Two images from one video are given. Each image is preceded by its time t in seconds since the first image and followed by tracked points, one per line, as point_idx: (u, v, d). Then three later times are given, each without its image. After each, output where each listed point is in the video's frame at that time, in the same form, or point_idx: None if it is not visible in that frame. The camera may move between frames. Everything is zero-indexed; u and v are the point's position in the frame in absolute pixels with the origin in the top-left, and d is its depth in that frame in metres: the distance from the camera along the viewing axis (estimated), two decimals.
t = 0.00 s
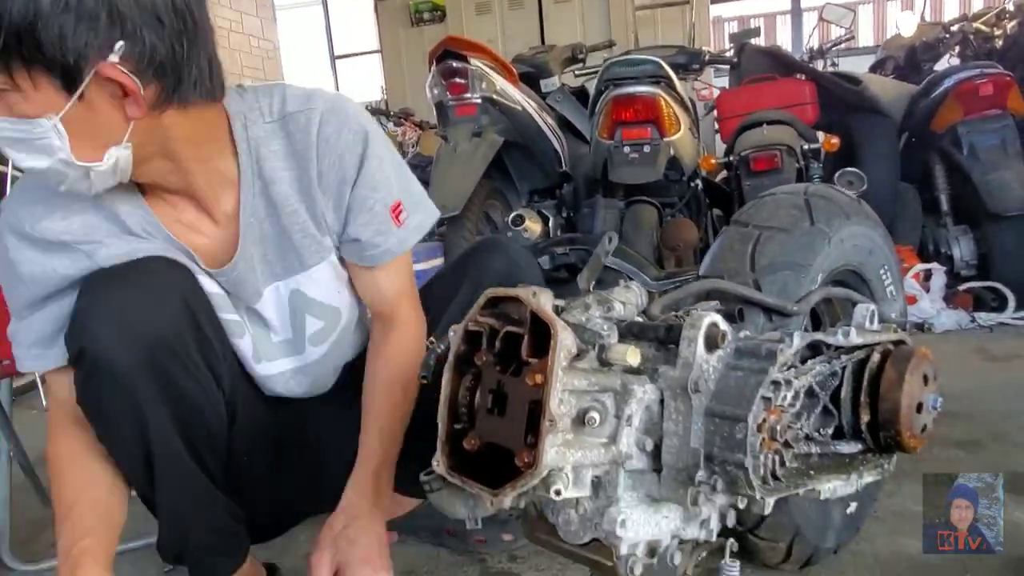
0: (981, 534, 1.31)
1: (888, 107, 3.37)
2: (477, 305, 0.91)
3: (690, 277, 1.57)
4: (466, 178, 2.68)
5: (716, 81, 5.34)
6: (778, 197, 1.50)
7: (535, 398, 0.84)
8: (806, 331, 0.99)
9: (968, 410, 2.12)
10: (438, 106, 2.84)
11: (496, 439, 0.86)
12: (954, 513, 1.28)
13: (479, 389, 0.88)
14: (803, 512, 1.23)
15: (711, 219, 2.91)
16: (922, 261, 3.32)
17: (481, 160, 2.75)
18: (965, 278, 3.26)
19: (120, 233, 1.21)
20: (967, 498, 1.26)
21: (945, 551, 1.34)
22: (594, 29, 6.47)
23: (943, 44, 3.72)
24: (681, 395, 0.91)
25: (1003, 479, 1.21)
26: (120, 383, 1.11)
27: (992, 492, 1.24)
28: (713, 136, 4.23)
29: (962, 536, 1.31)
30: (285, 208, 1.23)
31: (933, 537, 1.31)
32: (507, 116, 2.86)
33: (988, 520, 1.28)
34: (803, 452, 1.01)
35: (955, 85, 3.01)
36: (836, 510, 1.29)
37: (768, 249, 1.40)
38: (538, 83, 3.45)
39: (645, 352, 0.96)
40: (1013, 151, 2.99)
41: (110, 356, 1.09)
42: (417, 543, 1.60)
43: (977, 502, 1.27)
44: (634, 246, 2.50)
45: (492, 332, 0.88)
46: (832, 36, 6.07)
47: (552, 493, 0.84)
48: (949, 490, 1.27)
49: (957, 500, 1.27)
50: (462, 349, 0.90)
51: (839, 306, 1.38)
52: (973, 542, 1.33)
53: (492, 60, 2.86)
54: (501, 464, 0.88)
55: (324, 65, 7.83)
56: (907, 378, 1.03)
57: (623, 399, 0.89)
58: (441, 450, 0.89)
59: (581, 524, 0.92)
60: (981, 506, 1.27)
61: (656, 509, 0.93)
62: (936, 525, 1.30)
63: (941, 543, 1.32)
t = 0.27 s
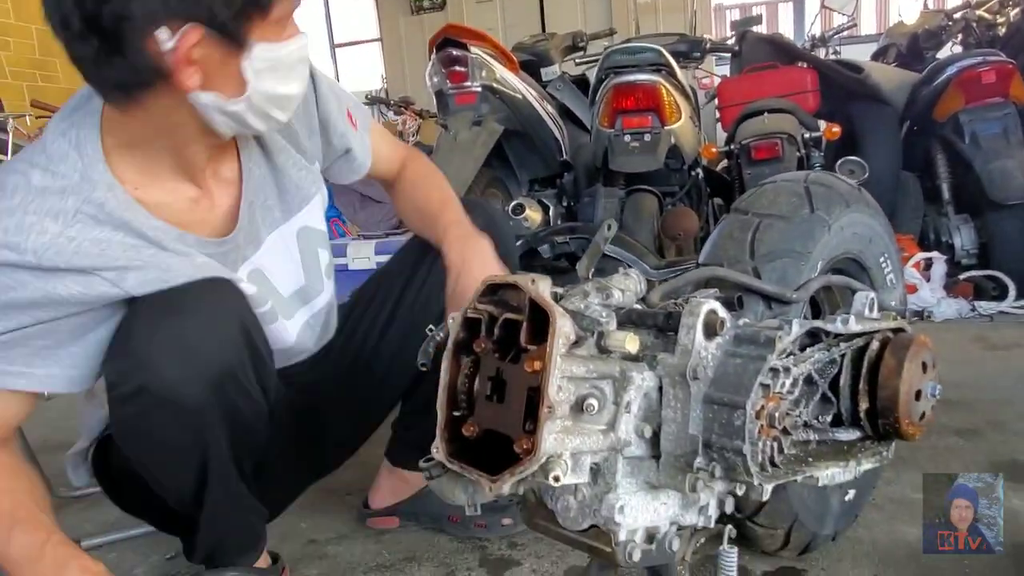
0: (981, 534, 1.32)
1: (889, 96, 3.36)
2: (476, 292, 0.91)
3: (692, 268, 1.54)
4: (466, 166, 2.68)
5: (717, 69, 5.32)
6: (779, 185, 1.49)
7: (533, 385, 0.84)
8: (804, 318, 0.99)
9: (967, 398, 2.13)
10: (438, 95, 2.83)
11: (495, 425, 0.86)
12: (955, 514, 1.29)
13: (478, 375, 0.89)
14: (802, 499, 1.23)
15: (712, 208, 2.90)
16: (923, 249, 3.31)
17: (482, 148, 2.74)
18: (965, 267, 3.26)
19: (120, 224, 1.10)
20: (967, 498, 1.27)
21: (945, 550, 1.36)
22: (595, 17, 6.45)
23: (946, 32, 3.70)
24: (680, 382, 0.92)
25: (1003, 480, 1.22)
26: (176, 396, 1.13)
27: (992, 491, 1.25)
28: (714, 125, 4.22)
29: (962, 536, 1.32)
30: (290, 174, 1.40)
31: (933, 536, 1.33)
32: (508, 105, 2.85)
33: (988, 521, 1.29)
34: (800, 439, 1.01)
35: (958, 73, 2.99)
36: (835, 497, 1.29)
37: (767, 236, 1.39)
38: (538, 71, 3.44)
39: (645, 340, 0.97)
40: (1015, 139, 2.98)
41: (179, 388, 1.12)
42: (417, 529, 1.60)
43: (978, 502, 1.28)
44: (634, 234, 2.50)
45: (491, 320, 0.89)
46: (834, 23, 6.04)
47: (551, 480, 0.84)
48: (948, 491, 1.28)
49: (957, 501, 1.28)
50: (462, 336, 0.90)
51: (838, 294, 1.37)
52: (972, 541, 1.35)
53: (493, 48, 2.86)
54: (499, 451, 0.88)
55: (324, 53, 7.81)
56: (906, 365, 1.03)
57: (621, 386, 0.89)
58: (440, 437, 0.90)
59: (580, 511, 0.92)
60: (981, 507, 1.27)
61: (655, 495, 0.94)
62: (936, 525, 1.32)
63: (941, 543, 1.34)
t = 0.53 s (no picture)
0: (981, 533, 1.38)
1: (886, 92, 3.36)
2: (471, 287, 0.92)
3: (687, 262, 1.57)
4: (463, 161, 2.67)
5: (715, 65, 5.31)
6: (774, 180, 1.50)
7: (528, 379, 0.84)
8: (799, 314, 0.99)
9: (962, 394, 2.13)
10: (436, 90, 2.83)
11: (490, 420, 0.86)
12: (955, 513, 1.38)
13: (474, 370, 0.89)
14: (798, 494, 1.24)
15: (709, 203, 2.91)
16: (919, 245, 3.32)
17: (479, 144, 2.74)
18: (961, 263, 3.27)
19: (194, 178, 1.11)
20: (967, 497, 1.39)
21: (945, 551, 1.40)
22: (592, 12, 6.43)
23: (943, 28, 3.70)
24: (675, 376, 0.92)
25: (1004, 479, 1.40)
26: (190, 342, 0.94)
27: (991, 490, 1.41)
28: (712, 120, 4.22)
29: (962, 535, 1.38)
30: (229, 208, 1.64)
31: (933, 534, 1.39)
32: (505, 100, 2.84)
33: (988, 520, 1.39)
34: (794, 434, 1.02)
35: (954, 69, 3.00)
36: (830, 492, 1.30)
37: (763, 231, 1.40)
38: (535, 66, 3.44)
39: (640, 335, 0.97)
40: (1011, 136, 2.98)
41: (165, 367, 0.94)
42: (413, 524, 1.61)
43: (977, 501, 1.40)
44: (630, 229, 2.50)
45: (487, 315, 0.89)
46: (832, 19, 6.04)
47: (547, 475, 0.84)
48: (950, 489, 1.40)
49: (957, 500, 1.39)
50: (457, 331, 0.91)
51: (834, 290, 1.38)
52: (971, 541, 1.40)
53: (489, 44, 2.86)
54: (495, 446, 0.88)
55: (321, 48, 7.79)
56: (900, 360, 1.03)
57: (617, 380, 0.90)
58: (436, 432, 0.90)
59: (575, 504, 0.93)
60: (980, 506, 1.40)
61: (650, 489, 0.94)
62: (937, 523, 1.39)
63: (942, 542, 1.38)
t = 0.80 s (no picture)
0: (980, 533, 1.37)
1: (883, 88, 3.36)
2: (467, 282, 0.92)
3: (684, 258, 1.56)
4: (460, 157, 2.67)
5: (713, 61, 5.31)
6: (772, 176, 1.49)
7: (523, 374, 0.84)
8: (795, 310, 0.99)
9: (957, 390, 2.14)
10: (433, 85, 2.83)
11: (485, 414, 0.86)
12: (955, 513, 1.36)
13: (469, 365, 0.89)
14: (791, 489, 1.24)
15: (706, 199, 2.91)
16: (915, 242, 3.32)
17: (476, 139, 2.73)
18: (957, 260, 3.27)
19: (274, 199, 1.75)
20: (967, 498, 1.35)
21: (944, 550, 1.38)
22: (590, 7, 6.41)
23: (941, 25, 3.70)
24: (670, 372, 0.92)
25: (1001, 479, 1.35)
26: None
27: (991, 490, 1.36)
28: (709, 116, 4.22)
29: (962, 535, 1.36)
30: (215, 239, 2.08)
31: (932, 534, 1.37)
32: (502, 95, 2.84)
33: (987, 520, 1.37)
34: (790, 429, 1.03)
35: (953, 66, 3.01)
36: (824, 487, 1.30)
37: (759, 227, 1.40)
38: (533, 62, 3.43)
39: (636, 331, 0.97)
40: (1007, 133, 2.98)
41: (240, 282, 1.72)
42: (408, 518, 1.61)
43: (977, 501, 1.36)
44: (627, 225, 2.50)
45: (482, 309, 0.89)
46: (829, 15, 6.03)
47: (542, 469, 0.84)
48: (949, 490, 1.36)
49: (957, 500, 1.36)
50: (453, 326, 0.91)
51: (830, 287, 1.38)
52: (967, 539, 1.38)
53: (488, 39, 2.86)
54: (490, 440, 0.88)
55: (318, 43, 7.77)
56: (895, 356, 1.03)
57: (612, 375, 0.90)
58: (431, 426, 0.90)
59: (570, 499, 0.93)
60: (978, 506, 1.36)
61: (645, 485, 0.94)
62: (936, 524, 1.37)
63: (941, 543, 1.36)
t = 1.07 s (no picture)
0: (981, 534, 1.35)
1: (883, 85, 3.36)
2: (465, 275, 0.91)
3: (684, 254, 1.55)
4: (459, 152, 2.67)
5: (712, 58, 5.30)
6: (771, 171, 1.49)
7: (522, 368, 0.84)
8: (794, 305, 0.99)
9: (955, 387, 2.14)
10: (432, 80, 2.82)
11: (483, 408, 0.86)
12: (955, 513, 1.34)
13: (468, 358, 0.89)
14: (790, 485, 1.24)
15: (705, 195, 2.91)
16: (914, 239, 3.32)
17: (475, 134, 2.73)
18: (956, 257, 3.27)
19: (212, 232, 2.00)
20: (967, 498, 1.33)
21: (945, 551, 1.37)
22: (590, 3, 6.40)
23: (941, 21, 3.69)
24: (669, 366, 0.92)
25: (1001, 479, 1.34)
26: None
27: (991, 490, 1.35)
28: (708, 113, 4.22)
29: (962, 535, 1.34)
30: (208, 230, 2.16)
31: (932, 534, 1.35)
32: (502, 91, 2.83)
33: (988, 521, 1.35)
34: (788, 425, 1.03)
35: (952, 63, 3.01)
36: (822, 483, 1.30)
37: (758, 223, 1.39)
38: (532, 57, 3.43)
39: (635, 325, 0.97)
40: (1007, 130, 2.98)
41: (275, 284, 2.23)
42: (406, 515, 1.61)
43: (977, 501, 1.34)
44: (626, 221, 2.49)
45: (481, 303, 0.88)
46: (829, 12, 6.03)
47: (540, 464, 0.84)
48: (949, 490, 1.34)
49: (957, 500, 1.34)
50: (451, 319, 0.90)
51: (828, 283, 1.38)
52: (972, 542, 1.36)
53: (487, 33, 2.84)
54: (489, 434, 0.88)
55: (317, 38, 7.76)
56: (894, 352, 1.03)
57: (611, 370, 0.90)
58: (429, 419, 0.90)
59: (568, 494, 0.93)
60: (973, 505, 1.35)
61: (643, 479, 0.94)
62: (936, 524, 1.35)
63: (942, 543, 1.35)
